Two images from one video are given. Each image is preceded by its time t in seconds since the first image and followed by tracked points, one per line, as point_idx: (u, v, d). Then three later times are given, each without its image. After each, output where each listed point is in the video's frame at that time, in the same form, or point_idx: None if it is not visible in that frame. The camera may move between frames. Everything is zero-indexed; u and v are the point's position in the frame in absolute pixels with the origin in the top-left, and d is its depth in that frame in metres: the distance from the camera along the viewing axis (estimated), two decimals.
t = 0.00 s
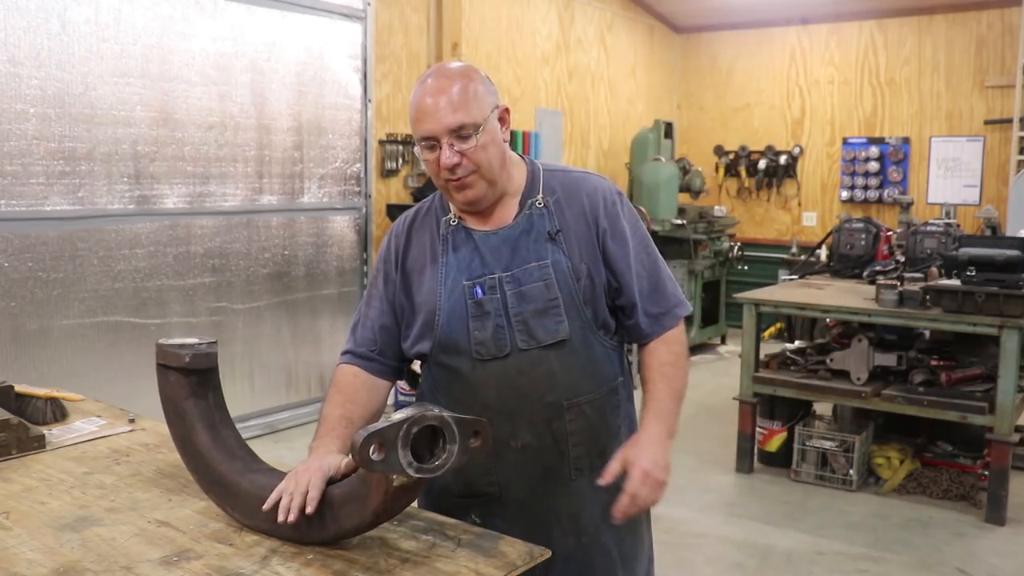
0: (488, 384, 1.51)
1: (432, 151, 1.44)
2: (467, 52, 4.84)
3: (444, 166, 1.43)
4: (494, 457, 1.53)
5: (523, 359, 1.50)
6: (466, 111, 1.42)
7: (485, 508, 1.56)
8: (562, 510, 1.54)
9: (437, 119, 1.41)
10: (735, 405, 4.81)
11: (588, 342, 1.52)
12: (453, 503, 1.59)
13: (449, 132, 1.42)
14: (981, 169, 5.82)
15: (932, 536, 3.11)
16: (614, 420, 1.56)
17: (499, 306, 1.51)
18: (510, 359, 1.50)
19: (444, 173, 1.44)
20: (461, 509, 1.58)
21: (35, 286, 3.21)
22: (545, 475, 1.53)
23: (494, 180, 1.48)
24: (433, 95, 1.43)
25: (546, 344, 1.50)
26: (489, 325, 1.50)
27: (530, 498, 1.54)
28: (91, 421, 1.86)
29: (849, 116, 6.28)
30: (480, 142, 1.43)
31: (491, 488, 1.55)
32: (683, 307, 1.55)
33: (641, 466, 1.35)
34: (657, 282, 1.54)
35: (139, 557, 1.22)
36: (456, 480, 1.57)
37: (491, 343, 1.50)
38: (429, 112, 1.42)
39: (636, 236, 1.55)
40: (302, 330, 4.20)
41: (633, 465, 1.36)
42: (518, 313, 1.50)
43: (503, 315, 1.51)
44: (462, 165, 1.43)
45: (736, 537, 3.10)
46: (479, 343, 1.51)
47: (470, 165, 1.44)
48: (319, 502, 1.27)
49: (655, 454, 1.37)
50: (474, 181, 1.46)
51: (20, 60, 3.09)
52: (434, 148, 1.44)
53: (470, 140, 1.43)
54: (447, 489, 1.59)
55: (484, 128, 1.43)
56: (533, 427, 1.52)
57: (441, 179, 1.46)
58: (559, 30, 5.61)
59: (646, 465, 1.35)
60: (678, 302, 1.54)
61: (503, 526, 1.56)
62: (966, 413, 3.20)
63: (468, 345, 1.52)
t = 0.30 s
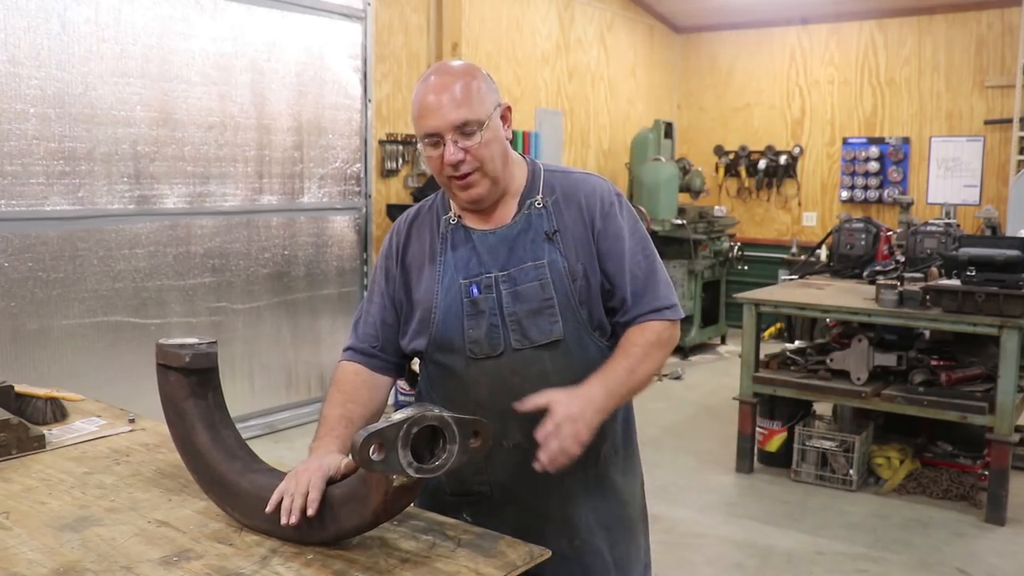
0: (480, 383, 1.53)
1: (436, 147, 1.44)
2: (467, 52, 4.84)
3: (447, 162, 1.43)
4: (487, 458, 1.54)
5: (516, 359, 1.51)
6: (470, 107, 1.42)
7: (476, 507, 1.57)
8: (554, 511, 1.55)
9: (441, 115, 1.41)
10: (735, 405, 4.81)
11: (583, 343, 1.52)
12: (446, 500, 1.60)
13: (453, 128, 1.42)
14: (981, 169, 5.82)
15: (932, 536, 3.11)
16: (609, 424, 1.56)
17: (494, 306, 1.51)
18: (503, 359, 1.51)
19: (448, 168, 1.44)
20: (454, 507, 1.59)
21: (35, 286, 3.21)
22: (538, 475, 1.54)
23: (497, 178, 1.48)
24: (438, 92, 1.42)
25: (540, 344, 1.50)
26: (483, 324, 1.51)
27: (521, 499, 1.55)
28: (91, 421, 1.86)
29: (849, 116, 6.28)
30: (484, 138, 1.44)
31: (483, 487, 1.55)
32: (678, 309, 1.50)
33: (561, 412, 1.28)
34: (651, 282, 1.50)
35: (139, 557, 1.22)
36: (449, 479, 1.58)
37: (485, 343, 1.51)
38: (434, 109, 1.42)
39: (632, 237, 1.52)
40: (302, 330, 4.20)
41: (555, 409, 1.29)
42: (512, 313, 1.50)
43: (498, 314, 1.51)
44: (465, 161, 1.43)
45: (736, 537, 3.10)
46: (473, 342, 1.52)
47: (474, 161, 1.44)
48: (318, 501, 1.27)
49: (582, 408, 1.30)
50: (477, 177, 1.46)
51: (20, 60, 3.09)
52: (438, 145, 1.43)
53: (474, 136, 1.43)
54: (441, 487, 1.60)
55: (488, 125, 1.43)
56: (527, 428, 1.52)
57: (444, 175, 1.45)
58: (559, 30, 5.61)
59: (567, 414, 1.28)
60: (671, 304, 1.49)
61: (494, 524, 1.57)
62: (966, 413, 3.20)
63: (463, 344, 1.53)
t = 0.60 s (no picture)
0: (475, 383, 1.53)
1: (450, 121, 1.46)
2: (466, 52, 4.83)
3: (464, 132, 1.45)
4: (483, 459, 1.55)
5: (512, 360, 1.52)
6: (484, 82, 1.46)
7: (473, 506, 1.58)
8: (550, 513, 1.54)
9: (457, 88, 1.45)
10: (735, 405, 4.81)
11: (578, 343, 1.52)
12: (443, 500, 1.61)
13: (469, 99, 1.45)
14: (981, 169, 5.81)
15: (932, 536, 3.11)
16: (607, 426, 1.56)
17: (490, 305, 1.51)
18: (498, 359, 1.52)
19: (463, 139, 1.45)
20: (452, 507, 1.61)
21: (35, 286, 3.21)
22: (534, 475, 1.54)
23: (507, 159, 1.50)
24: (451, 70, 1.47)
25: (535, 344, 1.51)
26: (479, 324, 1.51)
27: (517, 499, 1.56)
28: (91, 421, 1.86)
29: (849, 116, 6.28)
30: (497, 113, 1.47)
31: (478, 486, 1.57)
32: (664, 311, 1.45)
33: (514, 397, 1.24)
34: (642, 279, 1.46)
35: (139, 557, 1.22)
36: (447, 478, 1.59)
37: (481, 342, 1.52)
38: (449, 83, 1.46)
39: (625, 237, 1.49)
40: (302, 330, 4.20)
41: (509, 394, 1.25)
42: (508, 313, 1.51)
43: (494, 314, 1.51)
44: (481, 133, 1.45)
45: (736, 537, 3.10)
46: (469, 342, 1.52)
47: (489, 133, 1.46)
48: (318, 501, 1.27)
49: (538, 399, 1.26)
50: (491, 153, 1.47)
51: (20, 60, 3.09)
52: (453, 118, 1.45)
53: (488, 109, 1.46)
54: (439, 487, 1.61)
55: (499, 102, 1.48)
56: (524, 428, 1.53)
57: (458, 150, 1.46)
58: (559, 29, 5.61)
59: (520, 403, 1.24)
60: (658, 304, 1.44)
61: (491, 524, 1.58)
62: (966, 413, 3.20)
63: (459, 344, 1.53)
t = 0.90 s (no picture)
0: (475, 383, 1.53)
1: (449, 121, 1.46)
2: (466, 52, 4.83)
3: (462, 132, 1.45)
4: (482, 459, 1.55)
5: (511, 359, 1.52)
6: (483, 83, 1.46)
7: (472, 506, 1.59)
8: (549, 512, 1.54)
9: (456, 88, 1.45)
10: (735, 405, 4.81)
11: (578, 343, 1.52)
12: (442, 500, 1.61)
13: (468, 100, 1.45)
14: (981, 169, 5.81)
15: (932, 536, 3.11)
16: (606, 426, 1.56)
17: (490, 305, 1.51)
18: (498, 358, 1.52)
19: (462, 140, 1.45)
20: (450, 506, 1.61)
21: (35, 286, 3.21)
22: (533, 474, 1.55)
23: (506, 160, 1.50)
24: (451, 70, 1.46)
25: (535, 343, 1.51)
26: (479, 323, 1.51)
27: (516, 498, 1.56)
28: (91, 421, 1.86)
29: (849, 116, 6.28)
30: (496, 113, 1.47)
31: (476, 486, 1.57)
32: (664, 310, 1.45)
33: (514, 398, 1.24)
34: (641, 279, 1.46)
35: (139, 557, 1.22)
36: (446, 477, 1.59)
37: (480, 341, 1.52)
38: (449, 83, 1.46)
39: (624, 236, 1.49)
40: (302, 330, 4.20)
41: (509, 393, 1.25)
42: (507, 312, 1.51)
43: (493, 313, 1.51)
44: (479, 133, 1.45)
45: (736, 537, 3.10)
46: (468, 341, 1.52)
47: (488, 134, 1.46)
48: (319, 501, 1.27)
49: (537, 397, 1.26)
50: (489, 154, 1.47)
51: (20, 60, 3.09)
52: (452, 118, 1.46)
53: (487, 109, 1.46)
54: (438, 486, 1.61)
55: (498, 103, 1.47)
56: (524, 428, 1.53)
57: (457, 150, 1.47)
58: (559, 29, 5.61)
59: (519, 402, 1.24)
60: (657, 303, 1.44)
61: (490, 523, 1.58)
62: (966, 413, 3.20)
63: (458, 343, 1.53)
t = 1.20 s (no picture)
0: (477, 383, 1.53)
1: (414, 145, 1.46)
2: (466, 52, 4.83)
3: (419, 162, 1.44)
4: (484, 459, 1.55)
5: (514, 360, 1.51)
6: (442, 113, 1.41)
7: (473, 506, 1.58)
8: (552, 512, 1.54)
9: (416, 117, 1.42)
10: (735, 405, 4.80)
11: (580, 344, 1.52)
12: (444, 500, 1.61)
13: (424, 131, 1.42)
14: (981, 169, 5.82)
15: (932, 536, 3.11)
16: (608, 426, 1.56)
17: (493, 305, 1.51)
18: (500, 358, 1.52)
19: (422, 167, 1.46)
20: (452, 507, 1.60)
21: (35, 286, 3.21)
22: (535, 476, 1.54)
23: (475, 181, 1.48)
24: (420, 92, 1.43)
25: (537, 344, 1.51)
26: (481, 324, 1.51)
27: (518, 499, 1.56)
28: (91, 421, 1.86)
29: (849, 116, 6.28)
30: (457, 142, 1.42)
31: (479, 487, 1.57)
32: (667, 313, 1.45)
33: (525, 396, 1.24)
34: (644, 282, 1.46)
35: (139, 557, 1.22)
36: (447, 478, 1.59)
37: (483, 342, 1.51)
38: (414, 109, 1.43)
39: (628, 238, 1.49)
40: (302, 330, 4.20)
41: (519, 392, 1.24)
42: (510, 313, 1.51)
43: (496, 314, 1.51)
44: (436, 163, 1.44)
45: (736, 537, 3.10)
46: (471, 342, 1.52)
47: (445, 164, 1.44)
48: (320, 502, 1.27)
49: (546, 399, 1.26)
50: (451, 179, 1.47)
51: (20, 60, 3.09)
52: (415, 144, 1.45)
53: (445, 140, 1.42)
54: (440, 487, 1.61)
55: (461, 130, 1.42)
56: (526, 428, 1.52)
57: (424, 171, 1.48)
58: (559, 30, 5.61)
59: (529, 402, 1.23)
60: (661, 306, 1.44)
61: (492, 524, 1.58)
62: (966, 413, 3.20)
63: (461, 344, 1.53)
